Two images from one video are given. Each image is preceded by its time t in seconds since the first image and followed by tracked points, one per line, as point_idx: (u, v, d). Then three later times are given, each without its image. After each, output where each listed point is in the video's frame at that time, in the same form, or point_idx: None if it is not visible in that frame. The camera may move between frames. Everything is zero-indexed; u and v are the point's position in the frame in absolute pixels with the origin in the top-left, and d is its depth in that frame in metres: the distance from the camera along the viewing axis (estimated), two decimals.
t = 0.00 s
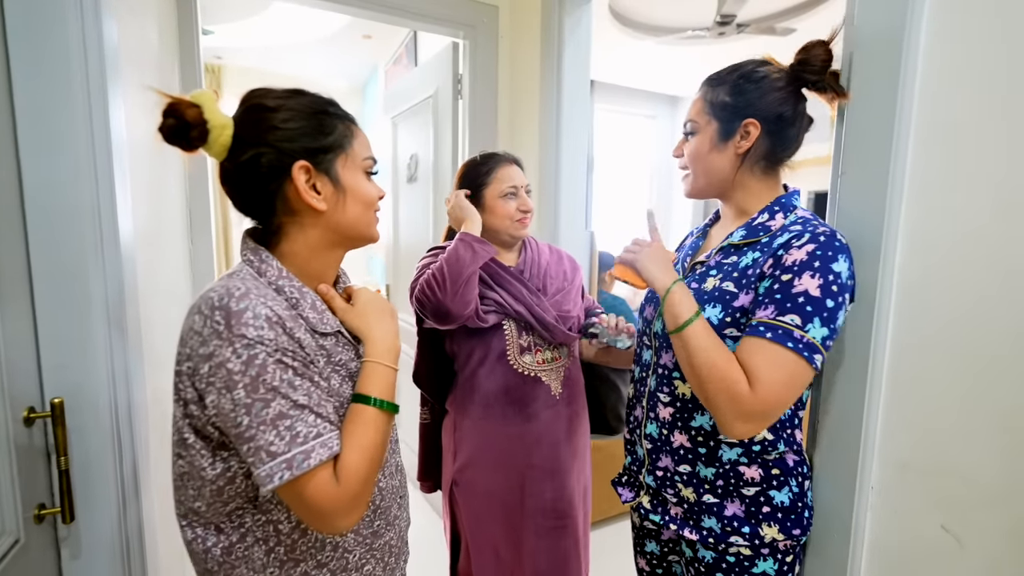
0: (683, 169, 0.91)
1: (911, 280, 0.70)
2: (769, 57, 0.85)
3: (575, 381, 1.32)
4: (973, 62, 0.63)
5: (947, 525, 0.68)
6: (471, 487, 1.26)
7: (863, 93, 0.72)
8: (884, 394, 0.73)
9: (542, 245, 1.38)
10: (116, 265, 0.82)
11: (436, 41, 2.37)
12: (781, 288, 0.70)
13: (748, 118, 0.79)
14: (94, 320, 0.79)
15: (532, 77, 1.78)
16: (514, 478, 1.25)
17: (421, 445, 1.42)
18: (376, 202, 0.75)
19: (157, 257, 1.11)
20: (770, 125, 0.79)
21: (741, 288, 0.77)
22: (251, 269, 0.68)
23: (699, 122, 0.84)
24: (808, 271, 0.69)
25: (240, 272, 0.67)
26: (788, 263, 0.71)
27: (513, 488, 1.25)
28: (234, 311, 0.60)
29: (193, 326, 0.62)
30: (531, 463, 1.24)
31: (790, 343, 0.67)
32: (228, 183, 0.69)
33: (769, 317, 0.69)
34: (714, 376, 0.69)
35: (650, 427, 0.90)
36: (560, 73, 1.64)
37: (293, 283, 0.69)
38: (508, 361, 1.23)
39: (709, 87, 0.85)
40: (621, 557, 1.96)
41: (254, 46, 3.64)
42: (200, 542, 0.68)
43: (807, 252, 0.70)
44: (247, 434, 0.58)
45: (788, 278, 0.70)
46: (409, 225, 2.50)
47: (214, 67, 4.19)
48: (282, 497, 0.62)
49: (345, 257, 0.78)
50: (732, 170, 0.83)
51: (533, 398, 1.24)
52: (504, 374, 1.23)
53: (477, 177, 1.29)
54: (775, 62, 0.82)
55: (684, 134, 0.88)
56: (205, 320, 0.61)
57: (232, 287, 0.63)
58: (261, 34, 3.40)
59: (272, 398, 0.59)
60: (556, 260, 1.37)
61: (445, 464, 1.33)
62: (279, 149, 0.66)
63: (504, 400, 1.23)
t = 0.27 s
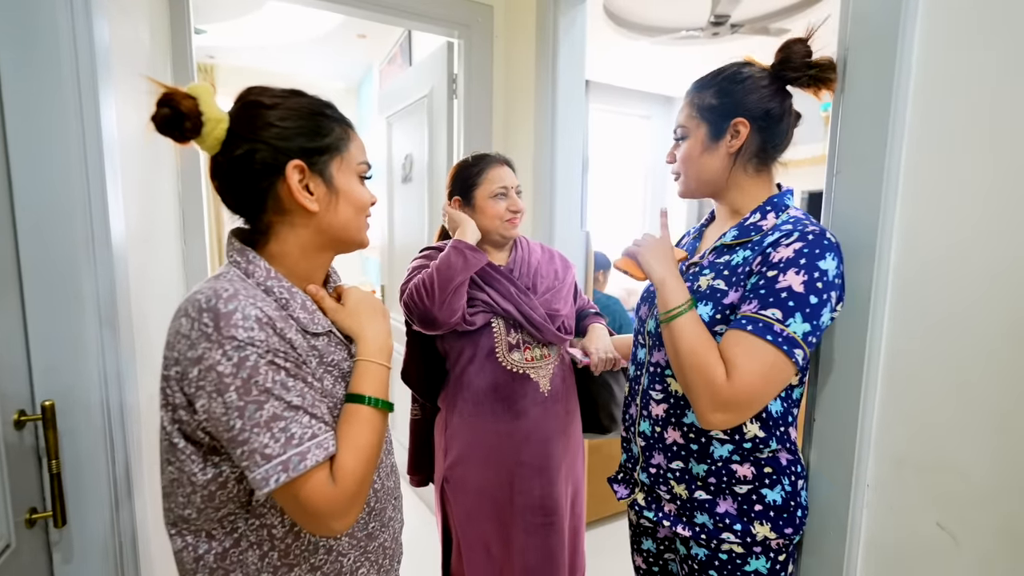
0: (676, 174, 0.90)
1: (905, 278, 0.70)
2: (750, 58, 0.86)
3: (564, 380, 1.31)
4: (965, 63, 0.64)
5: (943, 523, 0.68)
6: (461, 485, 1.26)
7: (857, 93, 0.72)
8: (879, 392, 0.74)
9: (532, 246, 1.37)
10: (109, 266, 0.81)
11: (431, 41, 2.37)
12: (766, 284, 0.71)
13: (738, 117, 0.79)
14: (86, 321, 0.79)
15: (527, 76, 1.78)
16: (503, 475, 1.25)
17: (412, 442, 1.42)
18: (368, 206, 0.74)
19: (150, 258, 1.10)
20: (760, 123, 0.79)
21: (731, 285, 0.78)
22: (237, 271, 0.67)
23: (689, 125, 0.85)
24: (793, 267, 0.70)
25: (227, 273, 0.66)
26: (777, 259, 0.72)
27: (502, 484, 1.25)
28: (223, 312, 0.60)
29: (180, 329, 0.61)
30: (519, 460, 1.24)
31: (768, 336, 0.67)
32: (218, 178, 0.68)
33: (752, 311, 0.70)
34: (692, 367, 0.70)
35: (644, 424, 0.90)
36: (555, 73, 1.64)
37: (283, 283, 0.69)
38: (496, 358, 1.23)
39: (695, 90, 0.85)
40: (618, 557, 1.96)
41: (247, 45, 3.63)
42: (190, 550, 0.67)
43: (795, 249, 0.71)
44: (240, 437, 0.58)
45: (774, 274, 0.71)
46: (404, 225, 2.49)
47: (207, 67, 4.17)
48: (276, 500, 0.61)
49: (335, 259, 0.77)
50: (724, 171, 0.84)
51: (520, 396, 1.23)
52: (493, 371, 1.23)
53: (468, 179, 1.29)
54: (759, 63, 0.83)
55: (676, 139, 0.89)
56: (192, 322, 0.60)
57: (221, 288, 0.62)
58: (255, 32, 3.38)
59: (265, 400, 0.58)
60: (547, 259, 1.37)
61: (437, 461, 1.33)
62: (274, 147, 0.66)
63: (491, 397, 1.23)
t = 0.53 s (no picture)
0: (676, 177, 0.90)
1: (902, 277, 0.70)
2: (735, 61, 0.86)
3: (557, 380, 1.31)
4: (961, 62, 0.64)
5: (938, 520, 0.68)
6: (456, 483, 1.26)
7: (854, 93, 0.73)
8: (875, 390, 0.74)
9: (529, 244, 1.37)
10: (104, 263, 0.81)
11: (429, 39, 2.36)
12: (767, 284, 0.71)
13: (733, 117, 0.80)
14: (79, 319, 0.78)
15: (525, 75, 1.78)
16: (496, 471, 1.25)
17: (409, 440, 1.42)
18: (363, 204, 0.74)
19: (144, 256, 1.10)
20: (753, 121, 0.80)
21: (731, 285, 0.78)
22: (230, 268, 0.67)
23: (683, 132, 0.85)
24: (793, 266, 0.70)
25: (220, 271, 0.66)
26: (777, 258, 0.72)
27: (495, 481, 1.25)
28: (213, 310, 0.59)
29: (169, 326, 0.60)
30: (513, 457, 1.24)
31: (773, 336, 0.67)
32: (211, 174, 0.68)
33: (754, 312, 0.70)
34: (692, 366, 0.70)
35: (644, 423, 0.91)
36: (553, 72, 1.64)
37: (275, 281, 0.68)
38: (493, 355, 1.23)
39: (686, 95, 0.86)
40: (613, 556, 1.96)
41: (244, 43, 3.61)
42: (182, 548, 0.66)
43: (794, 248, 0.71)
44: (229, 438, 0.57)
45: (774, 273, 0.71)
46: (401, 224, 2.48)
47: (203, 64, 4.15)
48: (267, 501, 0.61)
49: (329, 257, 0.77)
50: (724, 172, 0.84)
51: (516, 394, 1.24)
52: (489, 368, 1.23)
53: (466, 177, 1.29)
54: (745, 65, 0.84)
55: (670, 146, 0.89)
56: (182, 320, 0.60)
57: (210, 286, 0.62)
58: (251, 29, 3.37)
59: (255, 399, 0.58)
60: (544, 258, 1.37)
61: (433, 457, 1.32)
62: (268, 143, 0.66)
63: (488, 394, 1.24)
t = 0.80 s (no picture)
0: (670, 167, 0.91)
1: (903, 273, 0.70)
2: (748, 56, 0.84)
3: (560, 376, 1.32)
4: (963, 58, 0.64)
5: (938, 517, 0.69)
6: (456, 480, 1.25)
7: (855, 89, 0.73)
8: (875, 386, 0.74)
9: (534, 241, 1.37)
10: (101, 258, 0.80)
11: (428, 36, 2.35)
12: (764, 283, 0.70)
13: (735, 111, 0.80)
14: (77, 314, 0.78)
15: (524, 72, 1.78)
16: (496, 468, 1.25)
17: (413, 438, 1.43)
18: (362, 201, 0.73)
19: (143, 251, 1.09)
20: (752, 120, 0.80)
21: (728, 283, 0.77)
22: (224, 263, 0.67)
23: (686, 120, 0.85)
24: (789, 265, 0.69)
25: (214, 267, 0.65)
26: (772, 257, 0.71)
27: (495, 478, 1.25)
28: (204, 307, 0.59)
29: (162, 324, 0.60)
30: (513, 454, 1.24)
31: (773, 337, 0.67)
32: (207, 167, 0.68)
33: (753, 313, 0.69)
34: (693, 381, 0.71)
35: (642, 422, 0.91)
36: (553, 69, 1.63)
37: (270, 277, 0.68)
38: (495, 352, 1.23)
39: (694, 84, 0.85)
40: (611, 555, 1.96)
41: (242, 39, 3.60)
42: (177, 544, 0.66)
43: (788, 246, 0.70)
44: (220, 437, 0.57)
45: (770, 273, 0.70)
46: (400, 221, 2.48)
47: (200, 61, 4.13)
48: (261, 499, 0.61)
49: (326, 254, 0.76)
50: (717, 166, 0.85)
51: (517, 391, 1.24)
52: (491, 365, 1.23)
53: (472, 171, 1.28)
54: (756, 61, 0.83)
55: (672, 133, 0.89)
56: (174, 317, 0.59)
57: (203, 282, 0.61)
58: (249, 25, 3.35)
59: (246, 398, 0.58)
60: (548, 256, 1.37)
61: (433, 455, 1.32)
62: (263, 137, 0.65)
63: (489, 391, 1.23)
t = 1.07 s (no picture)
0: (671, 155, 0.92)
1: (903, 270, 0.71)
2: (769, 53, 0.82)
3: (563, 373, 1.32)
4: (965, 56, 0.64)
5: (937, 511, 0.69)
6: (457, 475, 1.26)
7: (857, 86, 0.73)
8: (875, 383, 0.74)
9: (539, 238, 1.37)
10: (104, 253, 0.80)
11: (428, 32, 2.35)
12: (762, 278, 0.71)
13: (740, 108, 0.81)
14: (79, 308, 0.78)
15: (525, 69, 1.77)
16: (498, 463, 1.25)
17: (418, 435, 1.43)
18: (363, 196, 0.74)
19: (144, 246, 1.09)
20: (754, 118, 0.80)
21: (727, 279, 0.78)
22: (227, 259, 0.67)
23: (693, 112, 0.85)
24: (786, 260, 0.70)
25: (217, 263, 0.65)
26: (770, 252, 0.72)
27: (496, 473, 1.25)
28: (207, 304, 0.58)
29: (165, 320, 0.60)
30: (517, 450, 1.24)
31: (769, 331, 0.67)
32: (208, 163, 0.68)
33: (751, 308, 0.70)
34: (694, 376, 0.71)
35: (646, 417, 0.93)
36: (553, 65, 1.63)
37: (273, 273, 0.68)
38: (499, 350, 1.24)
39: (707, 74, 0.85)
40: (610, 550, 1.97)
41: (241, 35, 3.59)
42: (182, 538, 0.67)
43: (785, 241, 0.71)
44: (225, 432, 0.57)
45: (768, 267, 0.71)
46: (400, 218, 2.48)
47: (199, 56, 4.12)
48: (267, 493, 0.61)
49: (328, 249, 0.77)
50: (716, 163, 0.86)
51: (520, 387, 1.24)
52: (494, 362, 1.23)
53: (477, 166, 1.28)
54: (776, 59, 0.82)
55: (678, 122, 0.89)
56: (178, 313, 0.59)
57: (206, 278, 0.61)
58: (249, 21, 3.34)
59: (250, 394, 0.58)
60: (553, 254, 1.37)
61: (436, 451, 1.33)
62: (262, 132, 0.65)
63: (493, 388, 1.24)
